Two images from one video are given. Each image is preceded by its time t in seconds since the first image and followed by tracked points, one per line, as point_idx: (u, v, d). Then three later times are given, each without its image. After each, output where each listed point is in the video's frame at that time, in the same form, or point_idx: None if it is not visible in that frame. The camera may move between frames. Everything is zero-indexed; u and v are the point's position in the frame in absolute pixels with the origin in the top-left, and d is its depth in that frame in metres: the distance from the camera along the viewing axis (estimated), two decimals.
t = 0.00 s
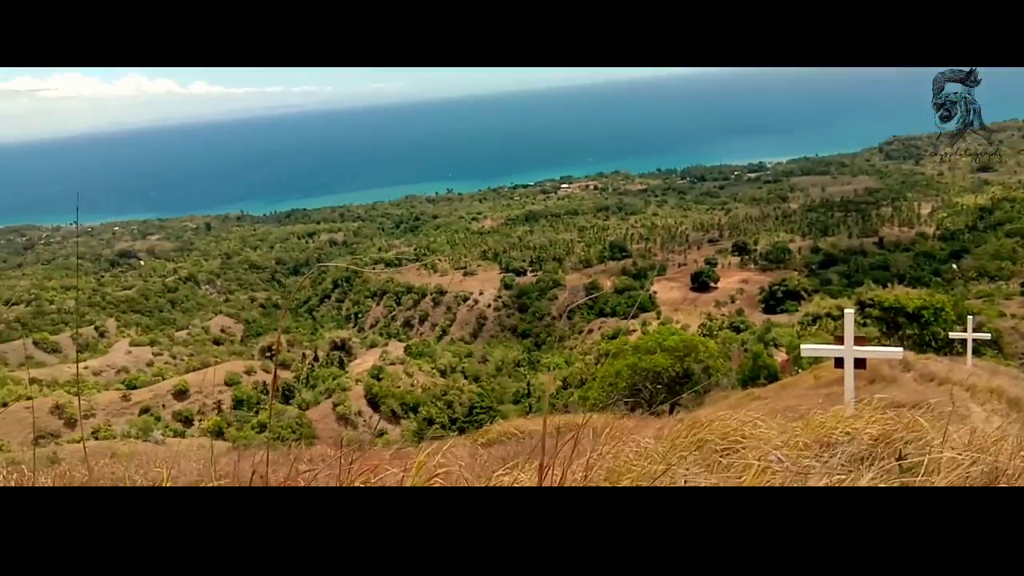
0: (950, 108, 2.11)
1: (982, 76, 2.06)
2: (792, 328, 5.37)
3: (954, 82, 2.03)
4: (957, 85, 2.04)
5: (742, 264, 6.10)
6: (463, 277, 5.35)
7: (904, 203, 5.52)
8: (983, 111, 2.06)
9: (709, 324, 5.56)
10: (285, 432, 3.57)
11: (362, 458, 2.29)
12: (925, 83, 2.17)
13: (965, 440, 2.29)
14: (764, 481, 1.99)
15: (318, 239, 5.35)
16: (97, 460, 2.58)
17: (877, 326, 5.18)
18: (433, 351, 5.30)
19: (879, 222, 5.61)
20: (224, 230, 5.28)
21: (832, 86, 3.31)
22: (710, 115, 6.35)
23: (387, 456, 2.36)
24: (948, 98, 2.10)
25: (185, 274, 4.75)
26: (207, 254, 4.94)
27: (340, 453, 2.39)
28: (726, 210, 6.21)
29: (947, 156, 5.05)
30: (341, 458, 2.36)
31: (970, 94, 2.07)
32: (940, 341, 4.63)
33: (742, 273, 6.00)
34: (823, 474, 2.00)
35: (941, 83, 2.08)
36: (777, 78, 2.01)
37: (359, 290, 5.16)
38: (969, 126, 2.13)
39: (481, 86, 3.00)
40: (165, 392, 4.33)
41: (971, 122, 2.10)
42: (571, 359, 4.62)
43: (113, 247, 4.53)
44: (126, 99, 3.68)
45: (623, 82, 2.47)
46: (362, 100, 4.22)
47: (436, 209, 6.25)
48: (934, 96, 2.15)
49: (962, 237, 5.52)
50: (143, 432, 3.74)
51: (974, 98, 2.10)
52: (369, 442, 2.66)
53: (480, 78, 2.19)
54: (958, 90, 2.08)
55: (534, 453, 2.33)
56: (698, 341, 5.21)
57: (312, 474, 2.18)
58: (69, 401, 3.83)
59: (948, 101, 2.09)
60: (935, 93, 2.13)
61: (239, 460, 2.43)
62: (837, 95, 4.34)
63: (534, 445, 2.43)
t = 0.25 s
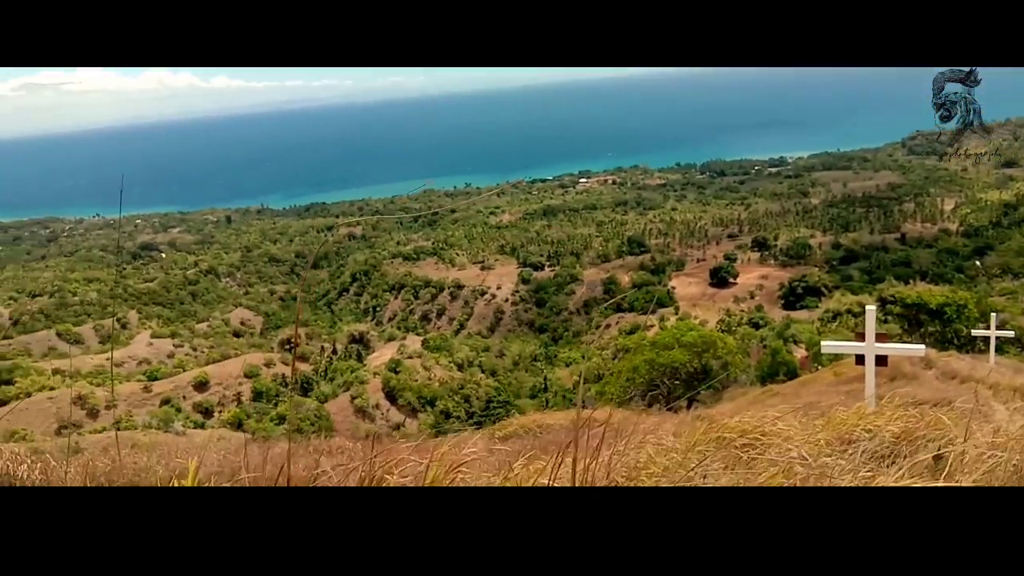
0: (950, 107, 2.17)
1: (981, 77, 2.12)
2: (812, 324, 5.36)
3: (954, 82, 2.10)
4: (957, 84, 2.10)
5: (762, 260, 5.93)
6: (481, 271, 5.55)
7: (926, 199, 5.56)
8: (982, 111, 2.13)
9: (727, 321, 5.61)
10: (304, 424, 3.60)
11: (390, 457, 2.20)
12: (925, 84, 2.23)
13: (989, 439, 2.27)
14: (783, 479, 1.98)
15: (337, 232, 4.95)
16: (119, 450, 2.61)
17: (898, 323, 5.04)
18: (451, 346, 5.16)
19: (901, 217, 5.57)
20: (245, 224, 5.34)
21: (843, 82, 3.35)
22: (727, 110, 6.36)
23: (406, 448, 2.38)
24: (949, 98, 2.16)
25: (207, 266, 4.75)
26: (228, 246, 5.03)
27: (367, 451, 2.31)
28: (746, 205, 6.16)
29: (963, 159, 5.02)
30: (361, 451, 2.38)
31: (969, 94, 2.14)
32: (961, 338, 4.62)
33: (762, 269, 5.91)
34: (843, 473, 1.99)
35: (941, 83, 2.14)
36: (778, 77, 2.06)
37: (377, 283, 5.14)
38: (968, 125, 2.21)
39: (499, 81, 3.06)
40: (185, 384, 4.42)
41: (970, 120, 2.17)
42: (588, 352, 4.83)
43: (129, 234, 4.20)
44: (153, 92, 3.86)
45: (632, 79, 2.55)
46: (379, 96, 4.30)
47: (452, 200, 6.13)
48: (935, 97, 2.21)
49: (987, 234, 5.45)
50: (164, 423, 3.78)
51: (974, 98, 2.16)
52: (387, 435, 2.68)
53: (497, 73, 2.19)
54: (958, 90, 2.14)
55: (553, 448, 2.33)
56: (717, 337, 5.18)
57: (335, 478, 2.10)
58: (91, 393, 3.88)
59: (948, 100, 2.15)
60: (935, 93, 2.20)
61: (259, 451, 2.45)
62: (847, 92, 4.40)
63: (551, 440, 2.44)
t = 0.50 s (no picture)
0: (951, 107, 2.30)
1: (980, 78, 2.23)
2: (828, 323, 5.32)
3: (954, 82, 2.20)
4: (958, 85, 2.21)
5: (776, 258, 5.90)
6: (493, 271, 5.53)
7: (941, 197, 5.64)
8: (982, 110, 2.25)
9: (742, 319, 5.48)
10: (317, 423, 3.61)
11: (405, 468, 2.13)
12: (926, 84, 2.35)
13: (1009, 437, 2.24)
14: (801, 477, 1.96)
15: (350, 233, 5.37)
16: (136, 451, 2.63)
17: (916, 321, 4.98)
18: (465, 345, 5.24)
19: (916, 215, 5.61)
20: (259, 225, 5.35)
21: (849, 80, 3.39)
22: (736, 108, 6.35)
23: (420, 449, 2.39)
24: (949, 98, 2.29)
25: (221, 267, 4.82)
26: (242, 248, 5.05)
27: (377, 461, 2.24)
28: (760, 204, 6.13)
29: (977, 155, 5.00)
30: (377, 452, 2.38)
31: (969, 94, 2.25)
32: (979, 337, 4.50)
33: (778, 268, 5.86)
34: (860, 472, 1.98)
35: (942, 84, 2.25)
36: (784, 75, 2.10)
37: (392, 283, 5.19)
38: (968, 124, 2.33)
39: (512, 82, 3.09)
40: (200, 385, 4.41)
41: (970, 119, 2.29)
42: (602, 353, 4.97)
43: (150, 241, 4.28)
44: (169, 94, 3.96)
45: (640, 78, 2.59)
46: (390, 95, 4.37)
47: (465, 204, 6.21)
48: (935, 97, 2.34)
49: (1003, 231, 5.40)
50: (179, 423, 3.80)
51: (973, 98, 2.29)
52: (401, 436, 2.68)
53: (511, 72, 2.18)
54: (958, 91, 2.26)
55: (565, 450, 2.34)
56: (731, 337, 5.12)
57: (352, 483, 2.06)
58: (108, 392, 3.91)
59: (949, 100, 2.28)
60: (936, 94, 2.32)
61: (274, 452, 2.46)
62: (853, 89, 4.43)
63: (565, 442, 2.44)
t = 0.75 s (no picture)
0: (951, 106, 2.71)
1: (977, 81, 2.64)
2: (853, 320, 5.27)
3: (955, 81, 2.62)
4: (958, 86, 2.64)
5: (800, 255, 5.82)
6: (514, 272, 5.58)
7: (970, 189, 5.52)
8: (978, 109, 2.65)
9: (766, 318, 5.41)
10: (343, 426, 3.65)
11: (431, 468, 2.29)
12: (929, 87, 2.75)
13: None
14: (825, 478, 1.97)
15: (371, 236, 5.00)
16: (167, 454, 2.68)
17: (944, 316, 4.91)
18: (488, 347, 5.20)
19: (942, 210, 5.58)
20: (281, 230, 5.34)
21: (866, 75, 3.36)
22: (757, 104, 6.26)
23: (447, 452, 2.42)
24: (950, 98, 2.70)
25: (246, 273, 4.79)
26: (266, 254, 5.05)
27: (406, 455, 2.41)
28: (783, 200, 6.07)
29: (1005, 148, 4.92)
30: (404, 455, 2.42)
31: (966, 95, 2.68)
32: (1008, 332, 4.43)
33: (801, 265, 5.81)
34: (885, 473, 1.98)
35: (943, 85, 2.68)
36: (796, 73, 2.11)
37: (412, 286, 5.26)
38: (967, 122, 2.71)
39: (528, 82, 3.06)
40: (228, 390, 4.38)
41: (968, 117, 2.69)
42: (625, 354, 5.02)
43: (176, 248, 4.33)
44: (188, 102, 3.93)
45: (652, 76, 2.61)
46: (408, 99, 4.36)
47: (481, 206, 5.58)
48: (936, 98, 2.76)
49: None
50: (207, 428, 3.86)
51: (970, 99, 2.70)
52: (427, 438, 2.71)
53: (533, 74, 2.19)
54: (957, 92, 2.68)
55: (591, 452, 2.37)
56: (755, 335, 5.00)
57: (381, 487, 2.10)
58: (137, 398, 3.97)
59: (949, 99, 2.69)
60: (938, 94, 2.74)
61: (303, 454, 2.50)
62: (874, 84, 4.39)
63: (589, 443, 2.47)
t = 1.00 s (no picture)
0: (951, 107, 2.44)
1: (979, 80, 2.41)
2: (884, 320, 5.21)
3: (955, 81, 2.37)
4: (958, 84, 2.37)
5: (829, 254, 5.67)
6: (540, 270, 5.32)
7: (1004, 190, 5.44)
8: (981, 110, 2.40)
9: (794, 318, 5.36)
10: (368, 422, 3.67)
11: (457, 467, 2.20)
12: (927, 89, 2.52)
13: None
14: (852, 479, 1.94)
15: (398, 233, 5.32)
16: (194, 448, 2.69)
17: (976, 318, 4.83)
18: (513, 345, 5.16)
19: (975, 210, 5.52)
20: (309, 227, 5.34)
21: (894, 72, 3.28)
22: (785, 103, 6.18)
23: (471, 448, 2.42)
24: (949, 99, 2.44)
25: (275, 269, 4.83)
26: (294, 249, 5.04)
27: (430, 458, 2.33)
28: (812, 199, 6.01)
29: None
30: (428, 451, 2.42)
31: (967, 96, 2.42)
32: None
33: (831, 264, 5.66)
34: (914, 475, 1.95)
35: (942, 84, 2.42)
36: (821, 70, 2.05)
37: (438, 284, 5.16)
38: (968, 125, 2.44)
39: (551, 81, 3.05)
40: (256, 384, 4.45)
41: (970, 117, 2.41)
42: (651, 353, 5.03)
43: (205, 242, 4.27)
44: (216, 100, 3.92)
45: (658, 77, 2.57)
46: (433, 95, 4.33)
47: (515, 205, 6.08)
48: (935, 100, 2.49)
49: None
50: (235, 421, 3.90)
51: (973, 101, 2.44)
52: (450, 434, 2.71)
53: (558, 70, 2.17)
54: (958, 92, 2.42)
55: (616, 450, 2.36)
56: (783, 335, 5.00)
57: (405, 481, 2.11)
58: (167, 392, 4.03)
59: (949, 100, 2.43)
60: (937, 95, 2.48)
61: (327, 449, 2.51)
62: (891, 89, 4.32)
63: (614, 442, 2.45)
